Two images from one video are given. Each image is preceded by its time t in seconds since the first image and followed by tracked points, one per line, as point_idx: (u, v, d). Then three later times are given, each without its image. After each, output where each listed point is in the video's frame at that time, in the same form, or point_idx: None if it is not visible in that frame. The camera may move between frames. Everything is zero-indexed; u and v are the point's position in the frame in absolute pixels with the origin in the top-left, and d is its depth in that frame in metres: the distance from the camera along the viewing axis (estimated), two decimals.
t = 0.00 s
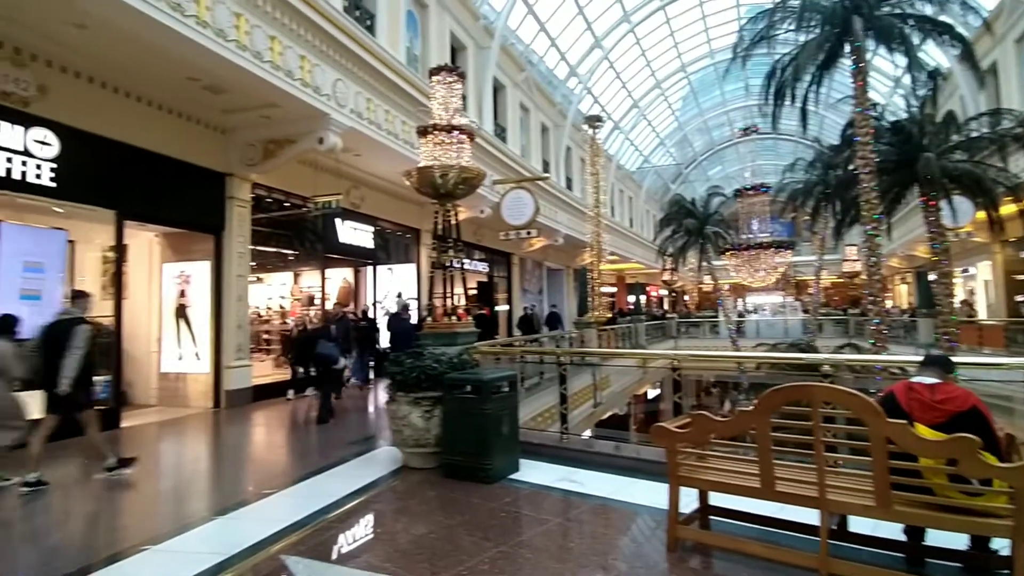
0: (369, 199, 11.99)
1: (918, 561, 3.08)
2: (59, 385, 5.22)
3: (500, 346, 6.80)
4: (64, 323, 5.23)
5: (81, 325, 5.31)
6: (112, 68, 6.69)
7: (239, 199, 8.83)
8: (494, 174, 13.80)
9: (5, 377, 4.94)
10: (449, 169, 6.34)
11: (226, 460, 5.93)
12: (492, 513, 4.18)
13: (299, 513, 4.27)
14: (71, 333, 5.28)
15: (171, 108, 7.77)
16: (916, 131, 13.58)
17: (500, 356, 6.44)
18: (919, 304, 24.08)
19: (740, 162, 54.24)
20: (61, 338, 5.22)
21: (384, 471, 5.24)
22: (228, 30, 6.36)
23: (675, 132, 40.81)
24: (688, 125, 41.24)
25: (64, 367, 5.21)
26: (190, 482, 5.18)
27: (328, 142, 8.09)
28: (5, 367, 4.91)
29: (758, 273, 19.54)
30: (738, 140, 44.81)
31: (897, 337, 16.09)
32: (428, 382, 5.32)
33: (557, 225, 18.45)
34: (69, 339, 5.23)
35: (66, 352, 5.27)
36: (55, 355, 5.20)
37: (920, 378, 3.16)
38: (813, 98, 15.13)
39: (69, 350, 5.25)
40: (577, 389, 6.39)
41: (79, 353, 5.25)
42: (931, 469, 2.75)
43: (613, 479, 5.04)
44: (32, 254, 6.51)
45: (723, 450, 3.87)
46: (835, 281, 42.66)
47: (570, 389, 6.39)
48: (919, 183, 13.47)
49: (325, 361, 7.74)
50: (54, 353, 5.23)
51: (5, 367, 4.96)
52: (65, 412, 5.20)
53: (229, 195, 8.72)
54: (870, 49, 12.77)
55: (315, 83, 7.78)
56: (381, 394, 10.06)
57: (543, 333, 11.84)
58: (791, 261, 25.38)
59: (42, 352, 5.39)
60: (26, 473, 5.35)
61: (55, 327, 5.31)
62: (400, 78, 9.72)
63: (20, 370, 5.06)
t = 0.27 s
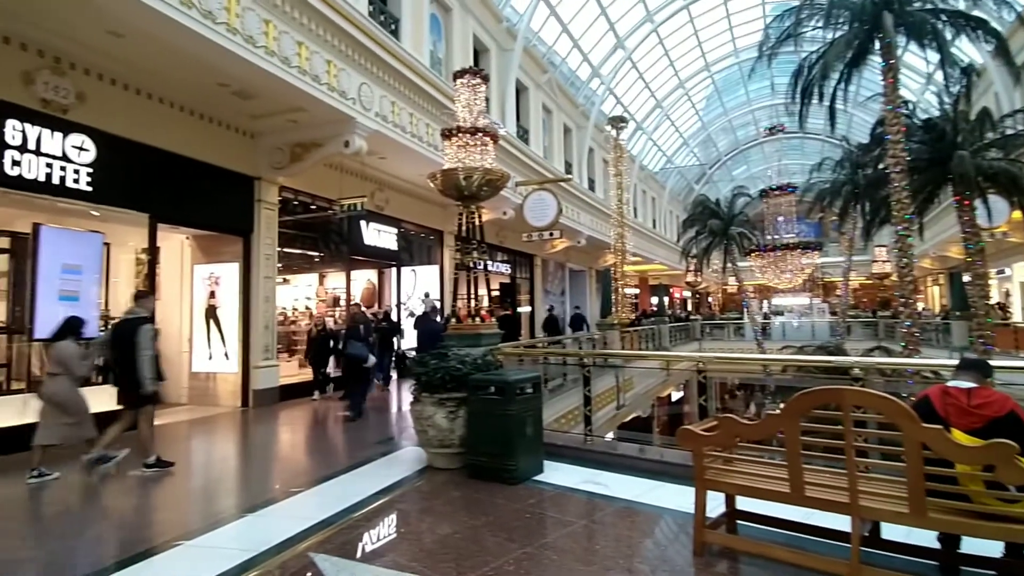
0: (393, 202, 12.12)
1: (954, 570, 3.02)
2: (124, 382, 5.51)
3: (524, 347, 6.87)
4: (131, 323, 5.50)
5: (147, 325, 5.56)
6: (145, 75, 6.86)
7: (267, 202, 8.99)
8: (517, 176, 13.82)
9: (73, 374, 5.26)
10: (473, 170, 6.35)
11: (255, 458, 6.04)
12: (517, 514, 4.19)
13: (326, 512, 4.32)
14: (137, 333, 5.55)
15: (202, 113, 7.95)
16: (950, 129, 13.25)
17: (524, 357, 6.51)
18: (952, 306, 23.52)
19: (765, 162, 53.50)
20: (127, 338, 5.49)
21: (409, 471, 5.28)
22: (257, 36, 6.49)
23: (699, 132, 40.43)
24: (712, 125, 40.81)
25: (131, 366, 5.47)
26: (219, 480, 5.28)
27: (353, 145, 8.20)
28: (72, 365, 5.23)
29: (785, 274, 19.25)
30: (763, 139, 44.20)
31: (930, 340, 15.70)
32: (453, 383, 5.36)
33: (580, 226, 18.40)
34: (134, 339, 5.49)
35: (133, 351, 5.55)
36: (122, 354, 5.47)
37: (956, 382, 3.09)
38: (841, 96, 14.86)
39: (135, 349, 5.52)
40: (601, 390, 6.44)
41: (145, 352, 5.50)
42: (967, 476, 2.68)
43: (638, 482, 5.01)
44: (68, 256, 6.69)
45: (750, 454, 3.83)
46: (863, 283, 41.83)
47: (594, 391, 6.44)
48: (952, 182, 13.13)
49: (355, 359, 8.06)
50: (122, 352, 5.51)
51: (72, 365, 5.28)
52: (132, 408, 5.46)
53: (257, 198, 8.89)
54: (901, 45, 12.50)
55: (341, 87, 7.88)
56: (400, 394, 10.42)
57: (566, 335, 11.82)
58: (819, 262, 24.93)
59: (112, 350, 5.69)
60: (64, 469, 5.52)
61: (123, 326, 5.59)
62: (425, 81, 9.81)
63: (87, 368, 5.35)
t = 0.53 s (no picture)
0: (408, 203, 12.19)
1: None
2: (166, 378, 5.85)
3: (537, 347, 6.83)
4: (173, 322, 5.86)
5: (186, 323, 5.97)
6: (165, 79, 6.96)
7: (285, 204, 9.09)
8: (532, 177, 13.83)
9: (121, 374, 5.40)
10: (488, 172, 6.36)
11: (273, 457, 6.10)
12: (532, 515, 4.19)
13: (343, 511, 4.35)
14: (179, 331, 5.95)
15: (221, 116, 8.05)
16: (972, 127, 13.03)
17: (538, 358, 6.46)
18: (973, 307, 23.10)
19: (782, 161, 52.98)
20: (171, 335, 5.86)
21: (425, 471, 5.30)
22: (275, 40, 6.56)
23: (714, 131, 40.15)
24: (728, 124, 40.51)
25: (175, 362, 5.84)
26: (237, 479, 5.34)
27: (369, 147, 8.26)
28: (121, 365, 5.38)
29: (802, 275, 19.04)
30: (780, 139, 43.77)
31: (951, 341, 15.43)
32: (468, 383, 5.38)
33: (594, 227, 18.35)
34: (177, 336, 5.87)
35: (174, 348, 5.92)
36: (168, 351, 5.82)
37: (980, 385, 3.04)
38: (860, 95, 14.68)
39: (177, 346, 5.88)
40: (615, 391, 6.46)
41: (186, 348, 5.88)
42: (992, 480, 2.64)
43: (654, 484, 4.99)
44: (90, 257, 6.78)
45: (767, 456, 3.80)
46: (882, 283, 41.26)
47: (609, 392, 6.44)
48: (974, 180, 12.91)
49: (374, 359, 8.32)
50: (164, 349, 5.87)
51: (120, 365, 5.42)
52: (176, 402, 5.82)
53: (275, 200, 8.98)
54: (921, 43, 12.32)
55: (357, 89, 7.94)
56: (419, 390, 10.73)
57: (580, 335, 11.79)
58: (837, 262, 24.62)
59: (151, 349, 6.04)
60: (87, 467, 5.61)
61: (163, 326, 5.93)
62: (440, 83, 9.85)
63: (131, 368, 5.51)
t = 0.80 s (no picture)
0: (422, 204, 12.25)
1: None
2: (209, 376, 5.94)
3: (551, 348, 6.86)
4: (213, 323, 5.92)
5: (228, 324, 6.03)
6: (184, 82, 7.07)
7: (300, 205, 9.16)
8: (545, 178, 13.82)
9: (165, 369, 5.79)
10: (502, 172, 6.36)
11: (290, 456, 6.16)
12: (548, 516, 4.19)
13: (359, 511, 4.39)
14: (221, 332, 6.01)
15: (238, 119, 8.15)
16: (993, 125, 12.81)
17: (552, 359, 6.48)
18: (995, 308, 22.69)
19: (797, 160, 52.47)
20: (212, 336, 5.93)
21: (440, 471, 5.32)
22: (291, 43, 6.62)
23: (729, 131, 39.87)
24: (743, 124, 40.22)
25: (219, 361, 5.91)
26: (254, 477, 5.40)
27: (383, 148, 8.30)
28: (164, 360, 5.77)
29: (818, 275, 18.84)
30: (796, 138, 43.33)
31: (972, 342, 15.18)
32: (482, 384, 5.39)
33: (608, 227, 18.30)
34: (218, 337, 5.93)
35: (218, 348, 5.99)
36: (208, 352, 5.88)
37: (1004, 388, 2.98)
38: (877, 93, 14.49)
39: (219, 346, 5.95)
40: (631, 391, 6.44)
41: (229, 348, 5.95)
42: (1016, 484, 2.59)
43: (669, 485, 4.96)
44: (111, 258, 6.90)
45: (784, 459, 3.76)
46: (901, 284, 40.68)
47: (624, 392, 6.42)
48: (996, 179, 12.68)
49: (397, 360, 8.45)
50: (207, 349, 5.95)
51: (164, 360, 5.80)
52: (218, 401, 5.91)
53: (290, 201, 9.06)
54: (941, 39, 12.13)
55: (372, 91, 7.99)
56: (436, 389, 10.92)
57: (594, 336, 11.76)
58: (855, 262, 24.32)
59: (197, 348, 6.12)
60: (108, 465, 5.70)
61: (206, 326, 6.02)
62: (454, 84, 9.88)
63: (176, 363, 5.90)
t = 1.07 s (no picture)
0: (435, 205, 12.30)
1: None
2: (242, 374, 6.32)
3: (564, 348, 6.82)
4: (248, 323, 6.33)
5: (263, 325, 6.44)
6: (201, 86, 7.15)
7: (315, 207, 9.23)
8: (558, 178, 13.82)
9: (201, 367, 6.19)
10: (515, 174, 6.37)
11: (304, 456, 6.21)
12: (562, 517, 4.19)
13: (374, 510, 4.42)
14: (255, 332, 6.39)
15: (254, 122, 8.24)
16: (1013, 123, 12.59)
17: (564, 359, 6.46)
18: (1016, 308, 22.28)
19: (812, 160, 51.97)
20: (246, 335, 6.32)
21: (454, 471, 5.34)
22: (306, 46, 6.68)
23: (743, 130, 39.60)
24: (756, 123, 39.93)
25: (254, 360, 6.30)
26: (269, 477, 5.45)
27: (397, 149, 8.35)
28: (200, 360, 6.16)
29: (834, 275, 18.62)
30: (811, 137, 42.89)
31: (992, 344, 14.92)
32: (496, 384, 5.39)
33: (620, 228, 18.25)
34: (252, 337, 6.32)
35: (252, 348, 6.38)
36: (243, 350, 6.27)
37: None
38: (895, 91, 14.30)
39: (252, 346, 6.33)
40: (643, 393, 6.44)
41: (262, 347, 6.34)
42: None
43: (684, 487, 4.93)
44: (130, 260, 7.01)
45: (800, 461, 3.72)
46: (918, 284, 40.12)
47: (637, 393, 6.43)
48: (1016, 178, 12.47)
49: (419, 357, 8.75)
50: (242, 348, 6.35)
51: (201, 359, 6.21)
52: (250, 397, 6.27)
53: (305, 203, 9.14)
54: (960, 36, 11.94)
55: (386, 93, 8.04)
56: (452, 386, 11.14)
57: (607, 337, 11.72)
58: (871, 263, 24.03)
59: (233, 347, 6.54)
60: (127, 464, 5.78)
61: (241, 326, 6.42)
62: (466, 85, 9.90)
63: (211, 363, 6.30)
